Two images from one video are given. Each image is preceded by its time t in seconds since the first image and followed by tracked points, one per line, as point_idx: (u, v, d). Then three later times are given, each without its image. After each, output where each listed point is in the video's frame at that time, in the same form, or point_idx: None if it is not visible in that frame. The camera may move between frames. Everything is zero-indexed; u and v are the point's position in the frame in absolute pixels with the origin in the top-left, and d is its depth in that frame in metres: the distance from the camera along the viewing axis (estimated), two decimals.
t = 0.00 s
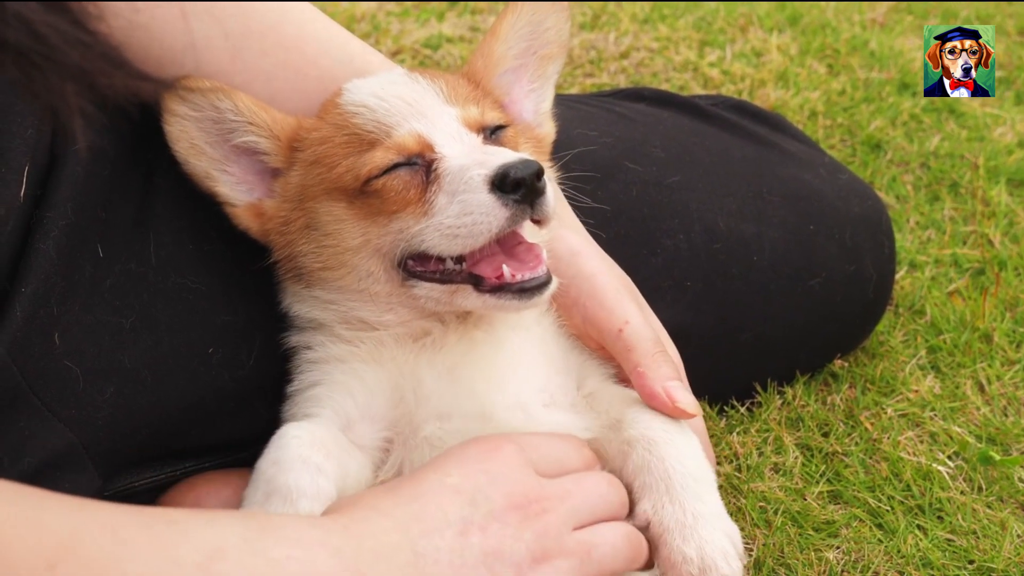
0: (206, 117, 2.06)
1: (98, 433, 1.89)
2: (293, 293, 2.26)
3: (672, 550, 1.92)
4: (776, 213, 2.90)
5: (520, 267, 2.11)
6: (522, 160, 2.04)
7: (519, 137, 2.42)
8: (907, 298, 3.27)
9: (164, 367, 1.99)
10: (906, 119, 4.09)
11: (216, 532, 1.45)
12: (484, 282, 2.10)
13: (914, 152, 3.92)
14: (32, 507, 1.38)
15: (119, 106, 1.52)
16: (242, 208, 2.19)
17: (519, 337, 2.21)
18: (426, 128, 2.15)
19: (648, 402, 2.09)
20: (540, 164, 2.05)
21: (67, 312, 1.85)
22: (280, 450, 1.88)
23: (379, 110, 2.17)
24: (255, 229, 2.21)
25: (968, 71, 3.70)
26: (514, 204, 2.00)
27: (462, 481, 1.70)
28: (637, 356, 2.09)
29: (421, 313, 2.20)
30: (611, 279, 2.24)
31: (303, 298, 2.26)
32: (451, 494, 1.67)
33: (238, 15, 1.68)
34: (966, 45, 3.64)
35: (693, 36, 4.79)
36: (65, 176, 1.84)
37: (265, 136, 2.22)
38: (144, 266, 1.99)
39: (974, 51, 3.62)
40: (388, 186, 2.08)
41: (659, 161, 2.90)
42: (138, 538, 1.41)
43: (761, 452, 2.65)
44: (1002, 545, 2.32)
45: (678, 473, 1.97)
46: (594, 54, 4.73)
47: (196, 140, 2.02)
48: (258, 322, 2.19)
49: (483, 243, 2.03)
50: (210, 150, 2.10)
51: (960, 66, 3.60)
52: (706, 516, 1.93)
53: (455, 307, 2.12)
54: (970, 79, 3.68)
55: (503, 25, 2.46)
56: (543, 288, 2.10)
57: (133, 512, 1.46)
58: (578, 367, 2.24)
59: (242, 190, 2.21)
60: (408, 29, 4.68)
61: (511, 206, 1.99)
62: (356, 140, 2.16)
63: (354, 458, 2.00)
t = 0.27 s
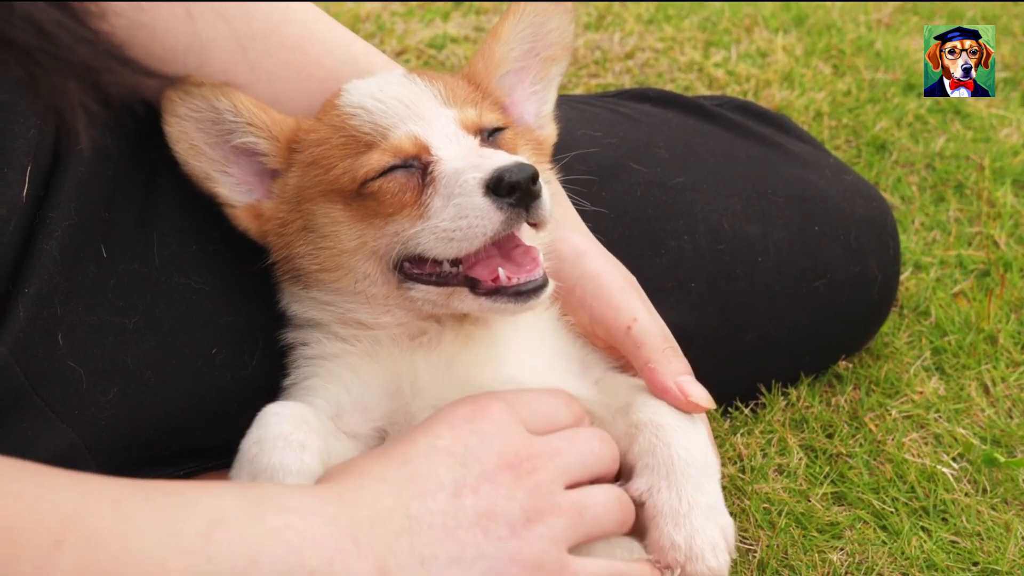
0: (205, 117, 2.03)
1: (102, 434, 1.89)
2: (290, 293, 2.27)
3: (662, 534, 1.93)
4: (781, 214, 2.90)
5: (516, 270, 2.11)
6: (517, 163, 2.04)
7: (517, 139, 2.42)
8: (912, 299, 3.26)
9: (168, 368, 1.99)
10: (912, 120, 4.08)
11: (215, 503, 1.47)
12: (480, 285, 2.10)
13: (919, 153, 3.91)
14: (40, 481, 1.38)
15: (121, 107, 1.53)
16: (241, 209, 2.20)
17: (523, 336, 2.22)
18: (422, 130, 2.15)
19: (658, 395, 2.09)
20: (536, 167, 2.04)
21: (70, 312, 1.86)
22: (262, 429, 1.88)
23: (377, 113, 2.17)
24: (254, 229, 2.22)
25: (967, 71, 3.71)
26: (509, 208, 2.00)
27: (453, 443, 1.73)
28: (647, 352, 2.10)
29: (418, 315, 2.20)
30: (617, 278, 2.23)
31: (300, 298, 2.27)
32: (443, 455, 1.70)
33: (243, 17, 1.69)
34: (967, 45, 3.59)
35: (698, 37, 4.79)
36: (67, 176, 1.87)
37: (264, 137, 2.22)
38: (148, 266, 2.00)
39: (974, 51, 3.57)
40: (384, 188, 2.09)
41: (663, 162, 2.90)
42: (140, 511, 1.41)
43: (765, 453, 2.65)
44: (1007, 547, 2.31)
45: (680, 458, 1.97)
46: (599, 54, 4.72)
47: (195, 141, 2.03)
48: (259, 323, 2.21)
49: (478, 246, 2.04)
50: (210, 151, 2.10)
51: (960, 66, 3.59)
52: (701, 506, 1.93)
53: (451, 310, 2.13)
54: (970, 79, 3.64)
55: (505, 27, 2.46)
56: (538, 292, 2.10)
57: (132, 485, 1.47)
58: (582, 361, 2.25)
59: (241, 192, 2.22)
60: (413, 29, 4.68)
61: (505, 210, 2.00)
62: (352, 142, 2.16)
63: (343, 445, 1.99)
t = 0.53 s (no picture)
0: (210, 117, 2.04)
1: (105, 434, 1.89)
2: (295, 292, 2.27)
3: (680, 532, 1.94)
4: (785, 214, 2.89)
5: (523, 267, 2.12)
6: (523, 160, 2.05)
7: (522, 136, 2.42)
8: (917, 300, 3.26)
9: (171, 367, 1.99)
10: (918, 121, 4.07)
11: (252, 485, 1.50)
12: (487, 283, 2.10)
13: (925, 154, 3.90)
14: (41, 463, 1.39)
15: (121, 108, 1.53)
16: (246, 209, 2.19)
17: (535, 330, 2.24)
18: (426, 128, 2.15)
19: (664, 391, 2.08)
20: (541, 164, 2.06)
21: (73, 311, 1.87)
22: (279, 429, 1.88)
23: (380, 111, 2.17)
24: (259, 229, 2.21)
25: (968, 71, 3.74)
26: (515, 206, 2.00)
27: (481, 425, 1.76)
28: (655, 347, 2.09)
29: (425, 313, 2.19)
30: (623, 273, 2.23)
31: (304, 297, 2.27)
32: (472, 437, 1.73)
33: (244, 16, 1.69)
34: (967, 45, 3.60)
35: (704, 37, 4.78)
36: (70, 176, 1.89)
37: (268, 137, 2.22)
38: (152, 266, 2.01)
39: (974, 51, 3.57)
40: (389, 187, 2.09)
41: (667, 162, 2.90)
42: (171, 492, 1.44)
43: (770, 454, 2.64)
44: (1011, 548, 2.31)
45: (687, 455, 1.98)
46: (604, 55, 4.72)
47: (199, 141, 2.03)
48: (264, 322, 2.21)
49: (485, 243, 2.04)
50: (214, 150, 2.10)
51: (959, 66, 3.57)
52: (716, 498, 1.94)
53: (458, 308, 2.13)
54: (970, 79, 3.62)
55: (507, 24, 2.47)
56: (545, 289, 2.11)
57: (174, 464, 1.52)
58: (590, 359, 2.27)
59: (245, 191, 2.21)
60: (418, 29, 4.69)
61: (512, 207, 2.00)
62: (357, 140, 2.15)
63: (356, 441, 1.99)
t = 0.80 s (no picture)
0: (216, 122, 2.06)
1: (106, 434, 1.90)
2: (305, 297, 2.29)
3: (706, 550, 1.93)
4: (789, 215, 2.89)
5: (538, 268, 2.11)
6: (537, 162, 2.04)
7: (529, 138, 2.42)
8: (922, 301, 3.25)
9: (173, 367, 2.00)
10: (922, 122, 4.06)
11: (275, 493, 1.50)
12: (501, 285, 2.10)
13: (930, 155, 3.89)
14: (65, 463, 1.39)
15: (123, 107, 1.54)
16: (253, 214, 2.20)
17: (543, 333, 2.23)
18: (436, 131, 2.16)
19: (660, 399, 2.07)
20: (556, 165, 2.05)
21: (75, 311, 1.88)
22: (304, 441, 1.92)
23: (390, 114, 2.18)
24: (267, 234, 2.23)
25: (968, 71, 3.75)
26: (530, 207, 2.00)
27: (512, 449, 1.77)
28: (652, 352, 2.07)
29: (439, 316, 2.20)
30: (625, 276, 2.23)
31: (315, 303, 2.28)
32: (503, 461, 1.74)
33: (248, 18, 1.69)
34: (967, 45, 3.62)
35: (709, 37, 4.78)
36: (73, 176, 1.90)
37: (274, 142, 2.23)
38: (154, 266, 2.01)
39: (974, 51, 3.59)
40: (401, 190, 2.09)
41: (672, 162, 2.89)
42: (194, 497, 1.44)
43: (773, 456, 2.64)
44: (1015, 550, 2.29)
45: (706, 472, 1.99)
46: (608, 55, 4.72)
47: (204, 147, 2.05)
48: (267, 325, 2.21)
49: (500, 245, 2.04)
50: (219, 155, 2.11)
51: (959, 67, 3.61)
52: (739, 514, 1.94)
53: (471, 310, 2.13)
54: (970, 79, 3.64)
55: (512, 24, 2.47)
56: (560, 290, 2.11)
57: (197, 470, 1.52)
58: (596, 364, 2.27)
59: (252, 197, 2.22)
60: (423, 29, 4.70)
61: (527, 209, 2.00)
62: (367, 144, 2.16)
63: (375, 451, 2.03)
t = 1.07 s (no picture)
0: (221, 122, 2.06)
1: (106, 434, 1.92)
2: (311, 298, 2.27)
3: (707, 564, 1.92)
4: (793, 217, 2.89)
5: (548, 269, 2.12)
6: (548, 162, 2.05)
7: (538, 140, 2.42)
8: (926, 303, 3.24)
9: (174, 368, 2.01)
10: (928, 123, 4.05)
11: (277, 525, 1.48)
12: (511, 285, 2.10)
13: (935, 156, 3.88)
14: (69, 491, 1.39)
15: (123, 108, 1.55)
16: (258, 214, 2.19)
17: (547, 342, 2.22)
18: (445, 131, 2.16)
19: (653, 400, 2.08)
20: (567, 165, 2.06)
21: (77, 311, 1.89)
22: (326, 463, 1.90)
23: (399, 114, 2.18)
24: (273, 234, 2.21)
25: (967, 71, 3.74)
26: (541, 207, 2.00)
27: (522, 491, 1.71)
28: (650, 357, 2.09)
29: (446, 318, 2.20)
30: (626, 278, 2.24)
31: (321, 304, 2.26)
32: (510, 503, 1.67)
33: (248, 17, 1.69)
34: (967, 45, 3.68)
35: (714, 38, 4.78)
36: (75, 177, 1.90)
37: (281, 142, 2.23)
38: (155, 266, 2.02)
39: (974, 50, 3.63)
40: (411, 189, 2.10)
41: (675, 164, 2.89)
42: (198, 527, 1.44)
43: (776, 458, 2.64)
44: (1019, 554, 2.29)
45: (706, 484, 1.99)
46: (613, 56, 4.72)
47: (209, 146, 2.04)
48: (268, 325, 2.19)
49: (510, 245, 2.04)
50: (224, 155, 2.11)
51: (960, 66, 3.67)
52: (738, 527, 1.95)
53: (479, 311, 2.13)
54: (970, 79, 3.69)
55: (517, 25, 2.48)
56: (569, 290, 2.11)
57: (202, 500, 1.51)
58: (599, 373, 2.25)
59: (257, 197, 2.21)
60: (427, 29, 4.70)
61: (538, 209, 2.00)
62: (377, 144, 2.16)
63: (392, 469, 2.01)
